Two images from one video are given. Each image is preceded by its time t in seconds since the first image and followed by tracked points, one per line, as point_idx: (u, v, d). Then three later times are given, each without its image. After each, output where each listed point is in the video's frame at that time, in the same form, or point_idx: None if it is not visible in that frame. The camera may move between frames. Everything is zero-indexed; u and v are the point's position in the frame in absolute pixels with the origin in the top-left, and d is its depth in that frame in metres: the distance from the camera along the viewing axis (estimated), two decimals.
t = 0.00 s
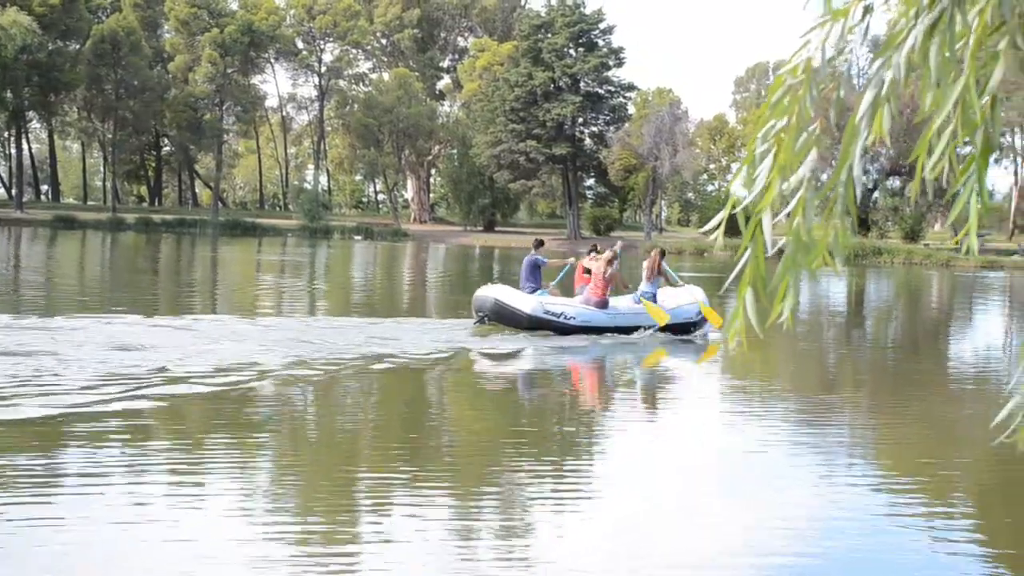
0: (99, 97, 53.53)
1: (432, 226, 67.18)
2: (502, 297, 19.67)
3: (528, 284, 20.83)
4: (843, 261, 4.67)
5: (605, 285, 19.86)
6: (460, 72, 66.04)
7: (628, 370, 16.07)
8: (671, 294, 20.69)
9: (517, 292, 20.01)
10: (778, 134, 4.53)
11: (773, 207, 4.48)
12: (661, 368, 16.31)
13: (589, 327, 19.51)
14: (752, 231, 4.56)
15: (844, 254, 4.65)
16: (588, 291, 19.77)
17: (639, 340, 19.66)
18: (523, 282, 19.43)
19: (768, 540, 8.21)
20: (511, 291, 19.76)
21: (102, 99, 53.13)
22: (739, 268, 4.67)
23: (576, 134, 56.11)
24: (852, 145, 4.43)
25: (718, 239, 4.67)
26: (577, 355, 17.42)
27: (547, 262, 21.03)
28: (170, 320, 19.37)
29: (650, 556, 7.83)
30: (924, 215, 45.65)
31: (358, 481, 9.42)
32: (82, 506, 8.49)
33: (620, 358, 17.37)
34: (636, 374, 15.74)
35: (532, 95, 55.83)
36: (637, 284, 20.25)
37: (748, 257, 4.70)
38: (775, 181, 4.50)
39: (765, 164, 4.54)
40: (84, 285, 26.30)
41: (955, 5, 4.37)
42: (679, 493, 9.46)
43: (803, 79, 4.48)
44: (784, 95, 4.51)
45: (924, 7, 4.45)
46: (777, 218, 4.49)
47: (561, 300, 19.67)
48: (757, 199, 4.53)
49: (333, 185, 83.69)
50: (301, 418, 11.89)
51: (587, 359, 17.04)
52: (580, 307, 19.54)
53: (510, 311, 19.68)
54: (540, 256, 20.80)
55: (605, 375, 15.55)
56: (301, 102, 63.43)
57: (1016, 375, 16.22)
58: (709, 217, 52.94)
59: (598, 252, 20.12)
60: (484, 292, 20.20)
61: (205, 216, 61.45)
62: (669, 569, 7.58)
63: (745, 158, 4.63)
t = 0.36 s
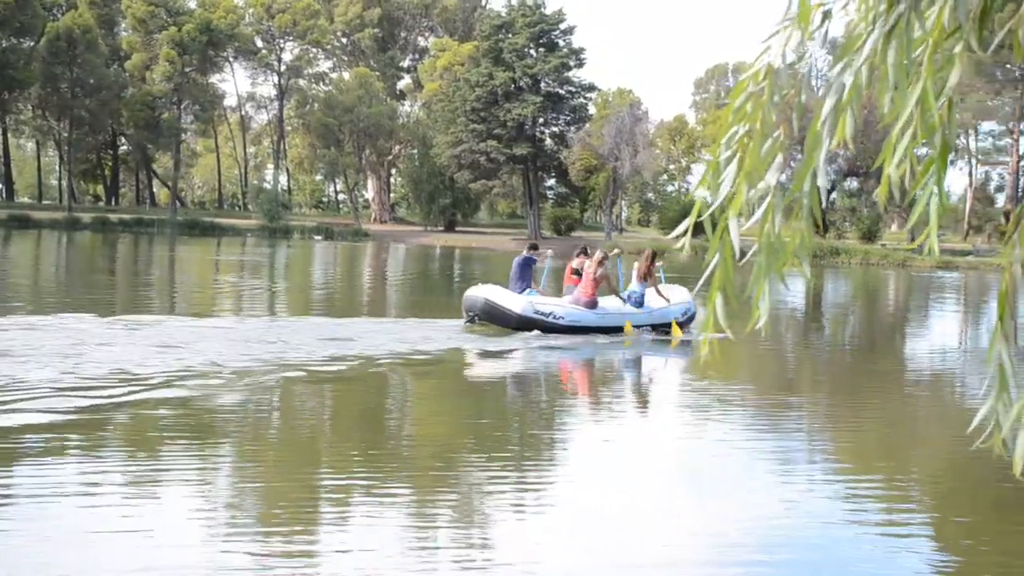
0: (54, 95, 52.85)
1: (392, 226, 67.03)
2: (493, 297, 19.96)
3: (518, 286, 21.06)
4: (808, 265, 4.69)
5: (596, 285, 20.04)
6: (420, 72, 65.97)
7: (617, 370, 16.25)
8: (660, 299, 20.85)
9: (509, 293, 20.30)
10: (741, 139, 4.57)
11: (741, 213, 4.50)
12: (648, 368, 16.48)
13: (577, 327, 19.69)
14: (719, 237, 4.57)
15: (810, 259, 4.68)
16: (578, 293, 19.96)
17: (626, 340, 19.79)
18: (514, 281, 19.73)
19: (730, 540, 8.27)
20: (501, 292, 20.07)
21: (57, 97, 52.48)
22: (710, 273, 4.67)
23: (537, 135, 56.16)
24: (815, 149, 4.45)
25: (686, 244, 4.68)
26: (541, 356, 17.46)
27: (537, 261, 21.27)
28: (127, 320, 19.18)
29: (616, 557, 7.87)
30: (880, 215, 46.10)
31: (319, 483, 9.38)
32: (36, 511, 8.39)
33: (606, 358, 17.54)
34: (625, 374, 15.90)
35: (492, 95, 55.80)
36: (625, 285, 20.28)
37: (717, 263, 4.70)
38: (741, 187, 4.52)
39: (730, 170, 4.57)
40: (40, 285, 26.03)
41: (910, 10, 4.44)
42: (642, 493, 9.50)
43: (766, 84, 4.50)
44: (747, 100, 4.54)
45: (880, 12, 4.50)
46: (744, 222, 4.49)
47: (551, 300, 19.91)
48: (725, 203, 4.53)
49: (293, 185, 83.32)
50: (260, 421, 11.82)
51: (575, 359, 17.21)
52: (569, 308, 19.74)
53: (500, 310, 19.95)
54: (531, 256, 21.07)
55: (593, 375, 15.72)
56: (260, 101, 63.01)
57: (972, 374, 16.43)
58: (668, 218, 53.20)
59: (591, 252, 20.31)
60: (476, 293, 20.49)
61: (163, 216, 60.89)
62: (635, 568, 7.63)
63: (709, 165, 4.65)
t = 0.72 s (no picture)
0: (8, 93, 52.12)
1: (352, 226, 66.76)
2: (485, 297, 20.07)
3: (505, 286, 21.30)
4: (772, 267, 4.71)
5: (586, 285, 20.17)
6: (381, 71, 65.81)
7: (611, 369, 16.36)
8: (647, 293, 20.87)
9: (499, 292, 20.42)
10: (704, 143, 4.58)
11: (704, 215, 4.50)
12: (637, 368, 16.58)
13: (569, 326, 19.88)
14: (685, 240, 4.58)
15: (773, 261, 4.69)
16: (568, 292, 20.16)
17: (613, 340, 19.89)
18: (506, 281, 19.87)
19: (690, 540, 8.31)
20: (494, 292, 20.20)
21: (12, 95, 51.75)
22: (674, 277, 4.68)
23: (497, 135, 56.12)
24: (774, 153, 4.49)
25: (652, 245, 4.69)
26: (503, 356, 17.47)
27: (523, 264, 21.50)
28: (84, 321, 19.02)
29: (577, 559, 7.88)
30: (838, 216, 46.48)
31: (278, 487, 9.32)
32: None
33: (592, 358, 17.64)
34: (614, 374, 16.01)
35: (453, 95, 55.69)
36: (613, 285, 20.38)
37: (683, 266, 4.69)
38: (702, 190, 4.52)
39: (694, 173, 4.56)
40: None
41: (868, 13, 4.48)
42: (603, 494, 9.52)
43: (725, 88, 4.53)
44: (709, 104, 4.57)
45: (838, 16, 4.53)
46: (709, 224, 4.50)
47: (542, 300, 20.07)
48: (688, 206, 4.54)
49: (251, 184, 82.80)
50: (219, 423, 11.74)
51: (567, 358, 17.30)
52: (560, 307, 19.93)
53: (492, 310, 20.07)
54: (516, 258, 21.34)
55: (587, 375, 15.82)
56: (219, 100, 62.52)
57: (929, 374, 16.58)
58: (629, 218, 53.37)
59: (577, 253, 20.42)
60: (467, 292, 20.55)
61: (120, 216, 60.23)
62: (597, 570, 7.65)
63: (671, 170, 4.66)
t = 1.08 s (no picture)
0: None
1: (312, 226, 66.46)
2: (476, 298, 20.11)
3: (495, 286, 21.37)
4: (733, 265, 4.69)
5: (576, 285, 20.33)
6: (342, 71, 65.66)
7: (599, 369, 16.54)
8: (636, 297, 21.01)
9: (489, 293, 20.48)
10: (661, 141, 4.50)
11: (664, 213, 4.45)
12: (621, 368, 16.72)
13: (558, 327, 19.96)
14: (643, 241, 4.54)
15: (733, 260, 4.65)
16: (557, 293, 20.25)
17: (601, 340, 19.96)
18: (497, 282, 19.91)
19: (650, 541, 8.30)
20: (485, 293, 20.23)
21: None
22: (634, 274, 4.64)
23: (459, 136, 55.98)
24: (734, 151, 4.47)
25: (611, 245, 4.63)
26: (467, 357, 17.47)
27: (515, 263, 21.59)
28: (42, 321, 18.86)
29: (536, 561, 7.85)
30: (797, 217, 46.80)
31: (236, 490, 9.23)
32: None
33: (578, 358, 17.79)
34: (602, 374, 16.16)
35: (414, 96, 55.54)
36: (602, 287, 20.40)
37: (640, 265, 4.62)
38: (661, 187, 4.48)
39: (651, 171, 4.52)
40: None
41: (826, 13, 4.47)
42: (562, 497, 9.50)
43: (683, 87, 4.47)
44: (666, 103, 4.49)
45: (796, 15, 4.51)
46: (668, 223, 4.45)
47: (532, 300, 20.15)
48: (647, 205, 4.50)
49: (211, 184, 82.29)
50: (178, 426, 11.63)
51: (555, 358, 17.50)
52: (549, 308, 20.01)
53: (482, 310, 20.12)
54: (508, 258, 21.41)
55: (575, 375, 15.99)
56: (178, 100, 62.00)
57: (886, 375, 16.73)
58: (590, 219, 53.54)
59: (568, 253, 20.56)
60: (456, 293, 20.57)
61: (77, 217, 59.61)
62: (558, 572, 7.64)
63: (627, 168, 4.56)
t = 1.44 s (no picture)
0: None
1: (278, 226, 66.16)
2: (473, 298, 20.32)
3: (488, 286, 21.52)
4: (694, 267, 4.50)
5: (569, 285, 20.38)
6: (308, 71, 65.41)
7: (591, 369, 16.61)
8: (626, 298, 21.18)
9: (485, 293, 20.69)
10: (624, 138, 4.34)
11: (623, 210, 4.28)
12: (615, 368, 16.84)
13: (555, 327, 20.18)
14: (602, 234, 4.32)
15: (694, 261, 4.47)
16: (552, 293, 20.37)
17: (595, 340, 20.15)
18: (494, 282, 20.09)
19: (618, 542, 8.30)
20: (481, 293, 20.42)
21: None
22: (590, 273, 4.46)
23: (426, 136, 55.87)
24: (696, 149, 4.23)
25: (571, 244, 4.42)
26: (435, 356, 17.50)
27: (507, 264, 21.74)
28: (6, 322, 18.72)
29: (502, 563, 7.83)
30: (763, 218, 47.05)
31: (200, 494, 9.11)
32: None
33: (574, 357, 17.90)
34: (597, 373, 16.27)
35: (381, 95, 55.38)
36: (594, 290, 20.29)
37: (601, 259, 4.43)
38: (622, 182, 4.30)
39: (613, 167, 4.33)
40: None
41: (788, 12, 4.24)
42: (528, 496, 9.51)
43: (647, 84, 4.30)
44: (629, 99, 4.34)
45: (758, 14, 4.28)
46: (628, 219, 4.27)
47: (529, 300, 20.38)
48: (608, 198, 4.32)
49: (176, 183, 81.76)
50: (144, 429, 11.50)
51: (548, 358, 17.55)
52: (546, 308, 20.22)
53: (480, 310, 20.33)
54: (502, 258, 21.53)
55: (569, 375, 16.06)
56: (142, 98, 61.46)
57: (849, 375, 16.88)
58: (557, 219, 53.62)
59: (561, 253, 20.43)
60: (454, 293, 20.77)
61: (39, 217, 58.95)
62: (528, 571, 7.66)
63: (592, 160, 4.43)
